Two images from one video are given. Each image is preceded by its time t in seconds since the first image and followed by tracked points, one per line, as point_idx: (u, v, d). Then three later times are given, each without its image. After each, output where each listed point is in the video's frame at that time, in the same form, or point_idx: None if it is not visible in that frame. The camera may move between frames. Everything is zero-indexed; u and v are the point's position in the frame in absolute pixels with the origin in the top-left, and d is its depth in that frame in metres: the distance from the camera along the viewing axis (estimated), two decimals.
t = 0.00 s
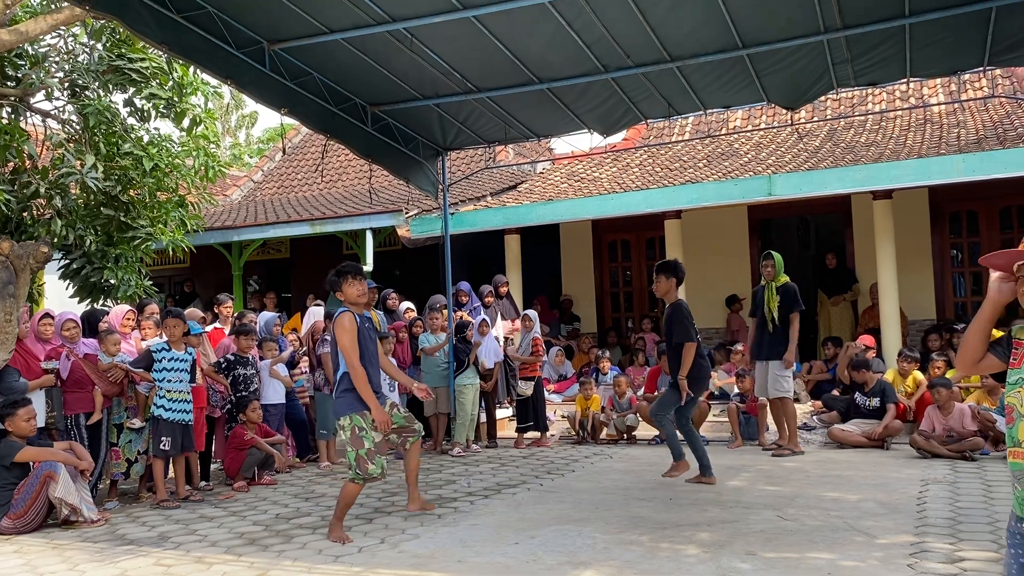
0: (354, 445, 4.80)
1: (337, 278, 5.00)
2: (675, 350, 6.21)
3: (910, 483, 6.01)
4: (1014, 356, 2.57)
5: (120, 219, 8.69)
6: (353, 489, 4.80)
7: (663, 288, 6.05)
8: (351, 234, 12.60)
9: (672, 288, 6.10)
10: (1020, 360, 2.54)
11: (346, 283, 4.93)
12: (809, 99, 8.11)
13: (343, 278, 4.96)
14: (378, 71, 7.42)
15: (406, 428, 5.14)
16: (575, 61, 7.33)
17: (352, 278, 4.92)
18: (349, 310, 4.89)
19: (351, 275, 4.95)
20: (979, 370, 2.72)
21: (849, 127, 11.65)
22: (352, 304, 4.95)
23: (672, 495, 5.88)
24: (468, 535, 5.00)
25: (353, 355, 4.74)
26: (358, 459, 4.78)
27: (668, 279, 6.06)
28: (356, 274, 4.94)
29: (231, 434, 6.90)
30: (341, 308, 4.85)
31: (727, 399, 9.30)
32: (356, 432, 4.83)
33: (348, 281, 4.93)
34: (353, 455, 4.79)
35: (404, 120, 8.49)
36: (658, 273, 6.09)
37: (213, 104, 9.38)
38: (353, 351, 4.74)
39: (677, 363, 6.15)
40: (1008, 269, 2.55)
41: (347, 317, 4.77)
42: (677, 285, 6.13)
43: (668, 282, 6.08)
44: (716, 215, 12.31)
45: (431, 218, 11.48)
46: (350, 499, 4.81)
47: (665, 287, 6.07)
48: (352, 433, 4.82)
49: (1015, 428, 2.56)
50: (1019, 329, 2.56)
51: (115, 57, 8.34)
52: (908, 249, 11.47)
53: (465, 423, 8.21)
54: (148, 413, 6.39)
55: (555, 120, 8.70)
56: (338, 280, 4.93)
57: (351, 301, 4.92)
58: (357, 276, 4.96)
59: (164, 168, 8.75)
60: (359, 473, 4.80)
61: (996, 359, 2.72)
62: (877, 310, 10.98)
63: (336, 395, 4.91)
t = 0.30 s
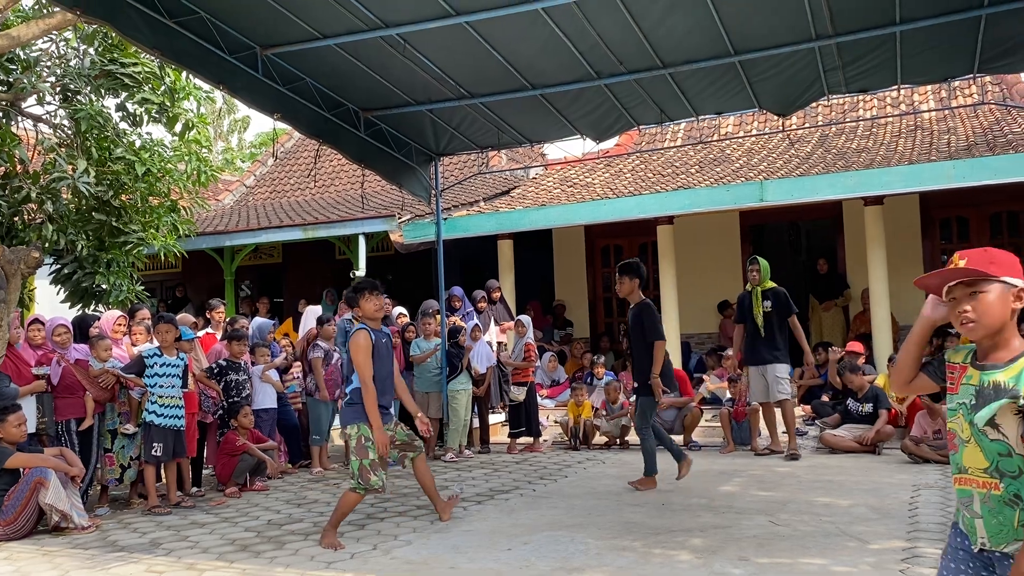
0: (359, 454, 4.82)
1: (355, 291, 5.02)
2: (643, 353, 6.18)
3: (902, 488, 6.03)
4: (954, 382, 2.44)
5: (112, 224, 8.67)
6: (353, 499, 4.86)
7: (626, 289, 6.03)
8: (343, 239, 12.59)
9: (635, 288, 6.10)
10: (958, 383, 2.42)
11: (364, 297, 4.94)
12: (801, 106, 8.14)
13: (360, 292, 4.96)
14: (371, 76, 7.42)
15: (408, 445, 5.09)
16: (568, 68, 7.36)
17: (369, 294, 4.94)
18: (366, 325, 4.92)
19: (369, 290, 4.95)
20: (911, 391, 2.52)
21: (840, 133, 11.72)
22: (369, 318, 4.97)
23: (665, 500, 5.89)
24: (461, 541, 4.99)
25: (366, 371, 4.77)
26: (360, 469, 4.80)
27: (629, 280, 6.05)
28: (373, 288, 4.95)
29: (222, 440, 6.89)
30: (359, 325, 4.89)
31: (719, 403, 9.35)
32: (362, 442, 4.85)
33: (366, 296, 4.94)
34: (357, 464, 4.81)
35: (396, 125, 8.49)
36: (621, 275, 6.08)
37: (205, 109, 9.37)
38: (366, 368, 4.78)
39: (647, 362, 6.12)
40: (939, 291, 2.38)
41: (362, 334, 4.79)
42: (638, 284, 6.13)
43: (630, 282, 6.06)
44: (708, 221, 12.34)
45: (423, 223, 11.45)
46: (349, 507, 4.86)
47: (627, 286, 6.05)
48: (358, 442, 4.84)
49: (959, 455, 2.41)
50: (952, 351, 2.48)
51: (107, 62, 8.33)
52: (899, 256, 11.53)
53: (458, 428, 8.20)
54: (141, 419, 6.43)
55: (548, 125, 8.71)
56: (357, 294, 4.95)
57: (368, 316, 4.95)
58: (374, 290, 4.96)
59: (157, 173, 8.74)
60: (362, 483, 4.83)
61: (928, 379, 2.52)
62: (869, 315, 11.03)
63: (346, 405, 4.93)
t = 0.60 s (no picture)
0: (380, 446, 4.95)
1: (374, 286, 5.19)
2: (603, 358, 6.26)
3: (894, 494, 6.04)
4: (831, 389, 2.39)
5: (104, 228, 8.64)
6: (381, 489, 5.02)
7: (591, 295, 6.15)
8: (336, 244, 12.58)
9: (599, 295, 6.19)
10: (835, 390, 2.37)
11: (382, 291, 5.13)
12: (794, 112, 8.18)
13: (379, 286, 5.15)
14: (365, 81, 7.42)
15: (434, 442, 5.14)
16: (561, 74, 7.38)
17: (387, 287, 5.12)
18: (384, 318, 5.10)
19: (386, 284, 5.14)
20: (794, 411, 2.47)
21: (832, 140, 11.76)
22: (387, 312, 5.15)
23: (657, 506, 5.89)
24: (453, 547, 4.98)
25: (383, 363, 4.92)
26: (381, 460, 4.92)
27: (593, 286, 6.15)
28: (391, 283, 5.14)
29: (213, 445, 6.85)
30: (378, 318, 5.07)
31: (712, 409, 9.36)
32: (382, 433, 4.97)
33: (384, 290, 5.13)
34: (379, 455, 4.93)
35: (390, 130, 8.49)
36: (587, 281, 6.16)
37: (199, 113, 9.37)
38: (384, 359, 4.92)
39: (608, 369, 6.19)
40: (815, 292, 2.36)
41: (380, 326, 4.94)
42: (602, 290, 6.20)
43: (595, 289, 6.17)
44: (701, 227, 12.37)
45: (417, 228, 11.42)
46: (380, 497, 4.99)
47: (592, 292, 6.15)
48: (378, 435, 4.98)
49: (840, 464, 2.34)
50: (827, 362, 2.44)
51: (100, 66, 8.32)
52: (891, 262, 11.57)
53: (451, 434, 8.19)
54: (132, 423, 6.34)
55: (541, 131, 8.72)
56: (375, 288, 5.13)
57: (386, 309, 5.13)
58: (391, 285, 5.15)
59: (150, 177, 8.74)
60: (384, 473, 4.94)
61: (810, 397, 2.47)
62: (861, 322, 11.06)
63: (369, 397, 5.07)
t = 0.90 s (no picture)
0: (387, 460, 4.92)
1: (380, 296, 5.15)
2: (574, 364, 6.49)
3: (887, 499, 6.05)
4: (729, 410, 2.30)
5: (98, 230, 8.60)
6: (386, 501, 5.04)
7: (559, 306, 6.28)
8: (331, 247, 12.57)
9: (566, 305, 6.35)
10: (733, 410, 2.28)
11: (387, 301, 5.07)
12: (788, 118, 8.19)
13: (384, 297, 5.09)
14: (359, 84, 7.42)
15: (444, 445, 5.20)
16: (556, 78, 7.38)
17: (393, 298, 5.06)
18: (388, 328, 5.06)
19: (392, 294, 5.08)
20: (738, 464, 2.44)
21: (827, 145, 11.80)
22: (391, 323, 5.10)
23: (651, 511, 5.89)
24: (446, 552, 4.97)
25: (386, 373, 4.90)
26: (389, 473, 4.90)
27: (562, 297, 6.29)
28: (397, 293, 5.07)
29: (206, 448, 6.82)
30: (380, 328, 5.04)
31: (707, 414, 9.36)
32: (389, 447, 4.94)
33: (390, 300, 5.07)
34: (386, 469, 4.91)
35: (385, 134, 8.48)
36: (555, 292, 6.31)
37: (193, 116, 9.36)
38: (387, 369, 4.90)
39: (577, 376, 6.42)
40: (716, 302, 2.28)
41: (382, 335, 4.92)
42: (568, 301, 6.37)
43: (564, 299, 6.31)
44: (696, 232, 12.38)
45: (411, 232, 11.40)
46: (384, 509, 5.06)
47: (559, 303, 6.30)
48: (385, 448, 4.94)
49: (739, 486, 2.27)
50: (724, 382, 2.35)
51: (94, 68, 8.31)
52: (885, 268, 11.60)
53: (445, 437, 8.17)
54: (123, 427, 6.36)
55: (536, 135, 8.72)
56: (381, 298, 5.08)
57: (391, 320, 5.09)
58: (397, 295, 5.09)
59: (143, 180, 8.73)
60: (391, 487, 4.93)
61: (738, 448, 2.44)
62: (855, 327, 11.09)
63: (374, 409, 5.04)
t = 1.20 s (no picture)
0: (394, 460, 4.94)
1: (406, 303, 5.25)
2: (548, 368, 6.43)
3: (881, 503, 6.07)
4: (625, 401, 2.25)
5: (95, 233, 8.58)
6: (387, 503, 5.03)
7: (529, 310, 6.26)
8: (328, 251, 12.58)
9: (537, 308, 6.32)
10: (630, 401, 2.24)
11: (414, 308, 5.17)
12: (784, 123, 8.22)
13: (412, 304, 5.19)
14: (357, 88, 7.43)
15: (461, 451, 5.16)
16: (553, 83, 7.40)
17: (418, 305, 5.15)
18: (413, 334, 5.15)
19: (418, 302, 5.18)
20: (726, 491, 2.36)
21: (823, 151, 11.84)
22: (417, 330, 5.19)
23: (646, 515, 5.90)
24: (442, 555, 4.98)
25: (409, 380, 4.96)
26: (394, 474, 4.90)
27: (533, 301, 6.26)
28: (423, 301, 5.17)
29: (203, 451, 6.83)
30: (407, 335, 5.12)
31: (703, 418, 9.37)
32: (399, 447, 4.97)
33: (415, 307, 5.17)
34: (392, 469, 4.92)
35: (382, 138, 8.50)
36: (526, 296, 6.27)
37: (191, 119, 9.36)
38: (410, 376, 4.96)
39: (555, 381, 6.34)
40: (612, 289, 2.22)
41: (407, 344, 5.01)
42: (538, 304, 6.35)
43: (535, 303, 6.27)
44: (693, 236, 12.40)
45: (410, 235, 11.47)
46: (385, 511, 5.04)
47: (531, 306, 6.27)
48: (395, 448, 4.98)
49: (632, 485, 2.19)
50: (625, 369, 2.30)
51: (92, 71, 8.32)
52: (880, 274, 11.63)
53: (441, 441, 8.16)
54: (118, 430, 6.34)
55: (533, 140, 8.74)
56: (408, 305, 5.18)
57: (416, 327, 5.17)
58: (422, 302, 5.18)
59: (141, 183, 8.74)
60: (394, 487, 4.92)
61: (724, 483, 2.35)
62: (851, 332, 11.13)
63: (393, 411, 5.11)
